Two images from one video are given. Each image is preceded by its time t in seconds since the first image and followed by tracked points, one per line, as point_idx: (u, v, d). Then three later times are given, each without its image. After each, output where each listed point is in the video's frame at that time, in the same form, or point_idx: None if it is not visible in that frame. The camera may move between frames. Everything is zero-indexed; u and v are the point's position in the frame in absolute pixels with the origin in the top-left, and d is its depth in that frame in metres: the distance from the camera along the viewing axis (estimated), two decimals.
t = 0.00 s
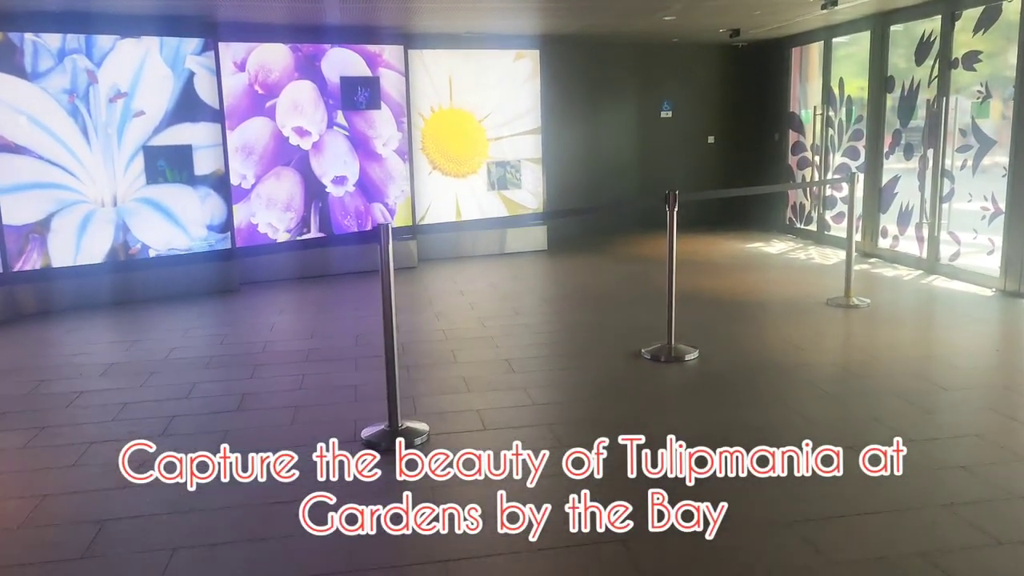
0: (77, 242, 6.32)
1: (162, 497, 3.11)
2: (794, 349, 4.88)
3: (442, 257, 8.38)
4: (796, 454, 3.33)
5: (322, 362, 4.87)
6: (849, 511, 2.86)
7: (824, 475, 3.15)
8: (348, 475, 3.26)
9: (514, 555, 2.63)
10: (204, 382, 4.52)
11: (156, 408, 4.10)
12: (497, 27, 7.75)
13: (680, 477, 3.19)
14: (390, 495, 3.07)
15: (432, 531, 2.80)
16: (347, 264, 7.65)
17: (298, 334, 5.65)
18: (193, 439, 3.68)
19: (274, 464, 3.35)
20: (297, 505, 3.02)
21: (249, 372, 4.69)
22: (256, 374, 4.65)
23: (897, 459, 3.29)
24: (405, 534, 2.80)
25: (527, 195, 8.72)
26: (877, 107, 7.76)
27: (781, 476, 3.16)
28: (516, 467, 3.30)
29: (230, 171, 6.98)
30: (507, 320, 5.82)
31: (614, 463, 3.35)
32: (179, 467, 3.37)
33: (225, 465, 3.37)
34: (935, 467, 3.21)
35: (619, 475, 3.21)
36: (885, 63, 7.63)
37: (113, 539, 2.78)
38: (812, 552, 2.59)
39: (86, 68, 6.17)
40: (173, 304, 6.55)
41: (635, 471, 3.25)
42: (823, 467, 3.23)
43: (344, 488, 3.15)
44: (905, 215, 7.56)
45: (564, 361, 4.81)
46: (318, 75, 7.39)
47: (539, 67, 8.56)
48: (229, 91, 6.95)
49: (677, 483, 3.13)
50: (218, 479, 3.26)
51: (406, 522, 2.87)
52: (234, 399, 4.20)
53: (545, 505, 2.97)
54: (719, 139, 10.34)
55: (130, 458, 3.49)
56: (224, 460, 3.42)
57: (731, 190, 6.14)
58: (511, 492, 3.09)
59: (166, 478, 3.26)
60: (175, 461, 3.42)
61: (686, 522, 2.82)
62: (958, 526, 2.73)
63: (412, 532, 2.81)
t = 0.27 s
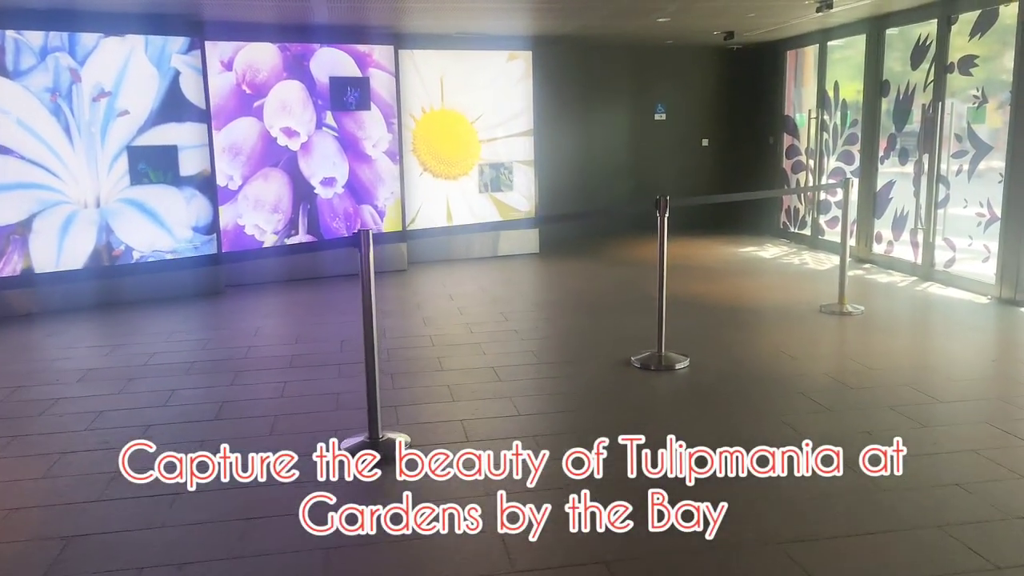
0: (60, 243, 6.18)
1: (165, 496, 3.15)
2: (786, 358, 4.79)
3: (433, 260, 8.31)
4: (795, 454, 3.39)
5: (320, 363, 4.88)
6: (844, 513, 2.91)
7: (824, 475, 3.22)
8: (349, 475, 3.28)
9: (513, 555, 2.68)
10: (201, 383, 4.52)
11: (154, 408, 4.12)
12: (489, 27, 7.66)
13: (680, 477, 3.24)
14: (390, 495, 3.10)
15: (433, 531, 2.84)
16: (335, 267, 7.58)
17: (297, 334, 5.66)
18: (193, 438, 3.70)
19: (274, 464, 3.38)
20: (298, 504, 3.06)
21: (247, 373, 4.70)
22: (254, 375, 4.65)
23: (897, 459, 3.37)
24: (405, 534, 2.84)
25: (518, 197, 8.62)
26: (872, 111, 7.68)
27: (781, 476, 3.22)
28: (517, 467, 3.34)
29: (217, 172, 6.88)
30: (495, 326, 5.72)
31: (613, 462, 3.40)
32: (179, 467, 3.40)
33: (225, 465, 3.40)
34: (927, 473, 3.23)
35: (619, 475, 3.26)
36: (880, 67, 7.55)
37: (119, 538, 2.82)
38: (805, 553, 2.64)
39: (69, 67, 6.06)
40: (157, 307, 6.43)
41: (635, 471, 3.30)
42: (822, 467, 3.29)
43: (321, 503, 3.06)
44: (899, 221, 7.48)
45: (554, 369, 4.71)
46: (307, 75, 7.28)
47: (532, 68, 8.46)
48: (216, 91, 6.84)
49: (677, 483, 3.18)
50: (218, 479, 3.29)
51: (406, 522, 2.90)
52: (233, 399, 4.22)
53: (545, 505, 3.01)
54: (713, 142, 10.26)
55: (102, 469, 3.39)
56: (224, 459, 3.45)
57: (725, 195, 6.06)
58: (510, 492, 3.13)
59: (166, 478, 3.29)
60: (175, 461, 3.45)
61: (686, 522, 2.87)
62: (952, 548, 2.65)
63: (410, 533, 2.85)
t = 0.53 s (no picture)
0: (32, 243, 6.03)
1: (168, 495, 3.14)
2: (775, 366, 4.68)
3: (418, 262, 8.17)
4: (795, 454, 3.41)
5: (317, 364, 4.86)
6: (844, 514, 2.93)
7: (824, 475, 3.25)
8: (348, 476, 3.28)
9: (515, 556, 2.68)
10: (195, 383, 4.49)
11: (149, 408, 4.08)
12: (475, 26, 7.54)
13: (680, 477, 3.25)
14: (390, 495, 3.11)
15: (433, 531, 2.85)
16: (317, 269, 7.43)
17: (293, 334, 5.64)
18: (193, 437, 3.69)
19: (274, 464, 3.38)
20: (298, 504, 3.06)
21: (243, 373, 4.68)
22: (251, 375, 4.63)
23: (897, 459, 3.39)
24: (405, 534, 2.85)
25: (504, 199, 8.50)
26: (862, 114, 7.60)
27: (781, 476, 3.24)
28: (517, 467, 3.35)
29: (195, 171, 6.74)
30: (479, 332, 5.58)
31: (614, 462, 3.41)
32: (179, 467, 3.39)
33: (226, 466, 3.39)
34: (923, 477, 3.22)
35: (620, 475, 3.28)
36: (870, 69, 7.47)
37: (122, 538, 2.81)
38: (796, 561, 2.60)
39: (43, 63, 5.90)
40: (134, 309, 6.29)
41: (636, 471, 3.32)
42: (822, 467, 3.32)
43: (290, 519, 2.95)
44: (889, 224, 7.40)
45: (539, 377, 4.59)
46: (289, 74, 7.15)
47: (518, 68, 8.34)
48: (195, 89, 6.71)
49: (677, 483, 3.20)
50: (218, 479, 3.29)
51: (406, 522, 2.91)
52: (229, 399, 4.19)
53: (545, 505, 3.02)
54: (702, 144, 10.17)
55: (64, 481, 3.26)
56: (224, 459, 3.44)
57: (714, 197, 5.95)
58: (511, 492, 3.14)
59: (166, 478, 3.28)
60: (175, 462, 3.43)
61: (686, 522, 2.89)
62: (945, 567, 2.55)
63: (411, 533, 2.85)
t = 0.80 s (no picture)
0: None
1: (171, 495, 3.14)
2: (749, 372, 4.58)
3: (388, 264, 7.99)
4: (796, 454, 3.41)
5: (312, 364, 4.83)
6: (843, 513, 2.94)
7: (824, 475, 3.25)
8: (348, 476, 3.28)
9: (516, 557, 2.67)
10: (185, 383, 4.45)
11: (143, 408, 4.05)
12: (449, 24, 7.40)
13: (680, 477, 3.25)
14: (390, 495, 3.10)
15: (432, 531, 2.85)
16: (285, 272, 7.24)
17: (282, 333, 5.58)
18: (192, 439, 3.66)
19: (275, 464, 3.36)
20: (298, 504, 3.05)
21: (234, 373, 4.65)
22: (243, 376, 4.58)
23: (897, 460, 3.40)
24: (405, 534, 2.84)
25: (477, 199, 8.36)
26: (837, 115, 7.55)
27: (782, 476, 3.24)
28: (517, 467, 3.35)
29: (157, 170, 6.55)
30: (449, 336, 5.43)
31: (614, 463, 3.40)
32: (179, 467, 3.38)
33: (226, 466, 3.38)
34: (913, 480, 3.20)
35: (619, 475, 3.27)
36: (846, 70, 7.41)
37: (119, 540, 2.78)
38: None
39: None
40: (93, 313, 6.08)
41: (635, 471, 3.31)
42: (822, 467, 3.32)
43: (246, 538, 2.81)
44: (865, 226, 7.34)
45: (511, 383, 4.47)
46: (255, 71, 6.96)
47: (492, 67, 8.21)
48: (158, 86, 6.52)
49: (677, 484, 3.19)
50: (218, 480, 3.28)
51: (406, 522, 2.90)
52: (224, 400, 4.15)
53: (545, 505, 3.02)
54: (679, 145, 10.08)
55: (6, 497, 3.09)
56: (224, 459, 3.43)
57: (693, 198, 5.85)
58: (511, 492, 3.14)
59: (165, 478, 3.27)
60: (175, 461, 3.41)
61: (686, 522, 2.88)
62: None
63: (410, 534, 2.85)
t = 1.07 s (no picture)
0: None
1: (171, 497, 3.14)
2: (719, 375, 4.48)
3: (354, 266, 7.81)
4: (796, 454, 3.39)
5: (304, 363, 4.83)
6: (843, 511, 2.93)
7: (824, 476, 3.23)
8: (349, 476, 3.30)
9: (514, 555, 2.68)
10: (176, 384, 4.44)
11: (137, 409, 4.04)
12: (415, 20, 7.25)
13: (680, 477, 3.24)
14: (390, 495, 3.11)
15: (432, 532, 2.85)
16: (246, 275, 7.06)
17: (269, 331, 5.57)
18: (193, 438, 3.67)
19: (274, 463, 3.27)
20: (298, 504, 3.08)
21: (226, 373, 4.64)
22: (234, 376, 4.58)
23: (897, 460, 3.37)
24: (405, 534, 2.85)
25: (446, 199, 8.21)
26: (807, 114, 7.50)
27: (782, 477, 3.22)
28: (517, 467, 3.34)
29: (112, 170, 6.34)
30: (414, 341, 5.27)
31: (614, 463, 3.38)
32: (179, 467, 3.39)
33: (226, 465, 3.40)
34: (897, 485, 3.15)
35: (619, 476, 3.25)
36: (816, 69, 7.37)
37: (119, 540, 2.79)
38: None
39: None
40: (47, 319, 5.85)
41: (635, 471, 3.29)
42: (822, 467, 3.30)
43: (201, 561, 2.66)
44: (835, 225, 7.29)
45: (481, 389, 4.35)
46: (215, 67, 6.75)
47: (460, 64, 8.05)
48: (112, 83, 6.30)
49: (678, 484, 3.18)
50: (218, 480, 3.30)
51: (406, 523, 2.91)
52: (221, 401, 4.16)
53: (545, 505, 3.01)
54: (649, 143, 10.00)
55: None
56: (224, 459, 3.44)
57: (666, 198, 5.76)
58: (511, 492, 3.13)
59: (165, 478, 3.28)
60: (175, 462, 3.43)
61: (686, 522, 2.87)
62: None
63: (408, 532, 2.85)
